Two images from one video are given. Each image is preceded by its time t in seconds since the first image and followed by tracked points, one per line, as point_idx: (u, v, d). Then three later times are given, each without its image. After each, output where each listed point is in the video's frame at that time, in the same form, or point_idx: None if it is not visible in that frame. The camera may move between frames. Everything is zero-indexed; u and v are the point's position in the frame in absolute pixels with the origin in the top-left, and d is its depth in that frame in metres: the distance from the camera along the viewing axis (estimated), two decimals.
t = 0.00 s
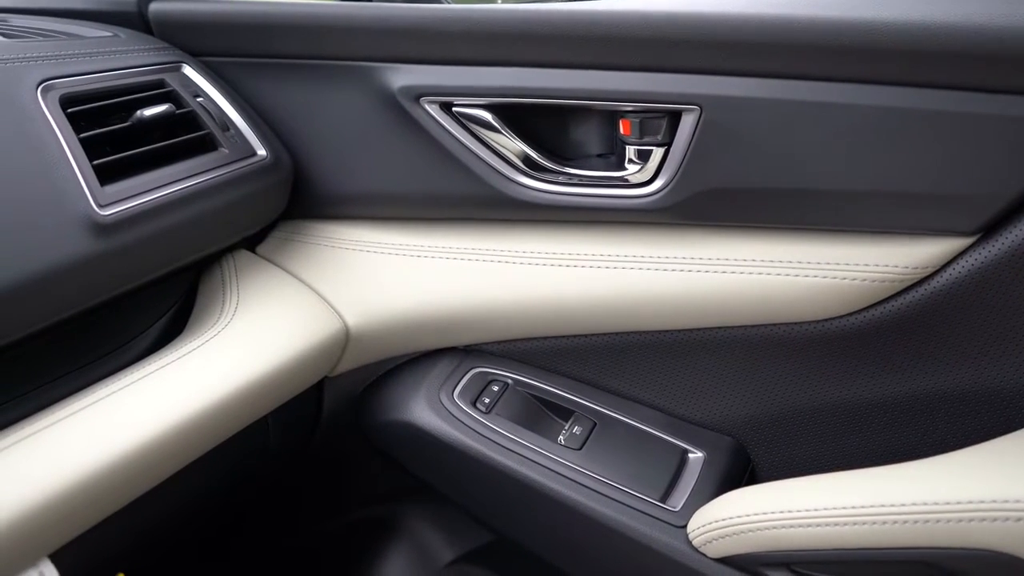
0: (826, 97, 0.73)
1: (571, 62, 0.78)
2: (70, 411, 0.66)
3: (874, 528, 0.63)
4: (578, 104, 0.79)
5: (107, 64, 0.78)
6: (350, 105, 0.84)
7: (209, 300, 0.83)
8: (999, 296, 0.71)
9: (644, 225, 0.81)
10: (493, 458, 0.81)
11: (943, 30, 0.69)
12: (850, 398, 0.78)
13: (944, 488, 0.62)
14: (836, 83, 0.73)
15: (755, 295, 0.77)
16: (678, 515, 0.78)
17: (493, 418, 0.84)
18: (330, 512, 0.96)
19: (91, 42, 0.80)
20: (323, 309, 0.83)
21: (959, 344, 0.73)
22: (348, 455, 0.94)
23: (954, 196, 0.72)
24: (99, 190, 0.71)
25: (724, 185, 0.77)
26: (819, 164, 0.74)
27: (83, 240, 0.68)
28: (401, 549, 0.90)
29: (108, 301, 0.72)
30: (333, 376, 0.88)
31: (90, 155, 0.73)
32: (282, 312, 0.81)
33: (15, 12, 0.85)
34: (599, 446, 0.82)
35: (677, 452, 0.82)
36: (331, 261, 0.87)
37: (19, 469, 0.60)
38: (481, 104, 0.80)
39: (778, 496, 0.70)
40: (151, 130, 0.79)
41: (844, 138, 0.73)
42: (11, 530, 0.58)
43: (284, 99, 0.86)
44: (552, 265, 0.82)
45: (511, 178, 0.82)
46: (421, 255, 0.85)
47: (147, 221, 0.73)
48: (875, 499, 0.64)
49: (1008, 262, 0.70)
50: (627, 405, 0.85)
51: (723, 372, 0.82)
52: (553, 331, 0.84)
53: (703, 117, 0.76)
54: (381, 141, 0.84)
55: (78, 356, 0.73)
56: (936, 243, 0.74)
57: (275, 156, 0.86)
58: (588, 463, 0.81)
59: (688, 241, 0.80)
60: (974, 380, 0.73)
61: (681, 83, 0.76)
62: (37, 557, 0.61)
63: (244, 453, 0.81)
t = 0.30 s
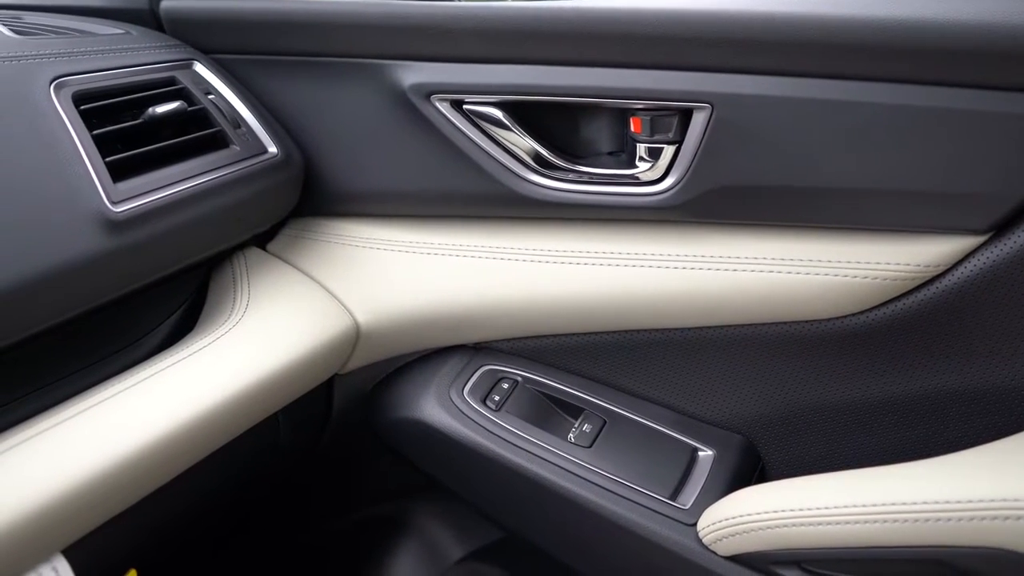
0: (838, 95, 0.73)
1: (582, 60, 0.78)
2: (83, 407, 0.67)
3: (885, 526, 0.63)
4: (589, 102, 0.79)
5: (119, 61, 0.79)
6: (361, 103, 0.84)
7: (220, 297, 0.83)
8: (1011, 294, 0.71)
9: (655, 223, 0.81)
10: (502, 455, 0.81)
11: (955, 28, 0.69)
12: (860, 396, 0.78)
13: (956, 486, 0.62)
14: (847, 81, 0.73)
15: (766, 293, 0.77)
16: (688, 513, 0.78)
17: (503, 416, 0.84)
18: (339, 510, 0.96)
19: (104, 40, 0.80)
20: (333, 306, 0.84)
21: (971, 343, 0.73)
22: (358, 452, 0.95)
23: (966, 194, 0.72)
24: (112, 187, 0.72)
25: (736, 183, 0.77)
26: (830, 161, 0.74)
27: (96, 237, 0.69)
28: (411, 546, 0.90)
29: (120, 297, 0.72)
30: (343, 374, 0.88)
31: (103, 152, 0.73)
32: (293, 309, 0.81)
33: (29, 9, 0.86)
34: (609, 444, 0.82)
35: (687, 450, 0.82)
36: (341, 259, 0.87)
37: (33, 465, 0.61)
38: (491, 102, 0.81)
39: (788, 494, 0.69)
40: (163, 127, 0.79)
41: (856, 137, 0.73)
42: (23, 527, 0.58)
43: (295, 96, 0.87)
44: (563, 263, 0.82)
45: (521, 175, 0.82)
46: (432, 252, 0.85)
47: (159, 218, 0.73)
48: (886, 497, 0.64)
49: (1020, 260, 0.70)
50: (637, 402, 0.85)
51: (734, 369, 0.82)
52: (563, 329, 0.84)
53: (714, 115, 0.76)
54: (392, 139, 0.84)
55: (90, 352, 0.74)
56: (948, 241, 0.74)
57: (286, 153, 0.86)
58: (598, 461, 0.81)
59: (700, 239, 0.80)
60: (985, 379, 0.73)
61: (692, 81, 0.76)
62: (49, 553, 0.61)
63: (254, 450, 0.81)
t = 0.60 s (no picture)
0: (849, 96, 0.73)
1: (594, 60, 0.78)
2: (96, 405, 0.67)
3: (896, 527, 0.63)
4: (600, 102, 0.79)
5: (132, 61, 0.79)
6: (372, 103, 0.84)
7: (231, 296, 0.83)
8: None
9: (666, 224, 0.81)
10: (513, 454, 0.82)
11: (967, 28, 0.69)
12: (871, 396, 0.78)
13: (968, 486, 0.62)
14: (858, 82, 0.73)
15: (777, 294, 0.77)
16: (698, 513, 0.78)
17: (513, 415, 0.84)
18: (349, 509, 0.96)
19: (116, 39, 0.81)
20: (344, 305, 0.84)
21: (982, 343, 0.73)
22: (367, 452, 0.95)
23: (979, 194, 0.72)
24: (125, 186, 0.72)
25: (747, 183, 0.77)
26: (842, 162, 0.74)
27: (110, 236, 0.69)
28: (420, 545, 0.90)
29: (133, 296, 0.72)
30: (353, 373, 0.88)
31: (116, 152, 0.73)
32: (304, 308, 0.81)
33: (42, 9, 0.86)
34: (620, 444, 0.82)
35: (698, 450, 0.82)
36: (352, 258, 0.88)
37: (46, 463, 0.61)
38: (502, 102, 0.81)
39: (798, 495, 0.69)
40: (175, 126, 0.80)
41: (868, 137, 0.73)
42: (38, 525, 0.58)
43: (306, 96, 0.87)
44: (574, 263, 0.82)
45: (532, 175, 0.82)
46: (442, 252, 0.85)
47: (172, 217, 0.74)
48: (899, 497, 0.64)
49: None
50: (648, 402, 0.85)
51: (744, 370, 0.82)
52: (574, 329, 0.84)
53: (725, 115, 0.76)
54: (403, 139, 0.84)
55: (103, 351, 0.74)
56: (961, 242, 0.73)
57: (297, 153, 0.86)
58: (608, 461, 0.81)
59: (711, 239, 0.80)
60: (997, 379, 0.73)
61: (704, 81, 0.76)
62: (63, 551, 0.61)
63: (265, 449, 0.82)
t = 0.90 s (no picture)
0: (861, 95, 0.73)
1: (605, 59, 0.78)
2: (107, 402, 0.67)
3: (907, 527, 0.63)
4: (611, 101, 0.79)
5: (144, 60, 0.80)
6: (382, 102, 0.84)
7: (242, 294, 0.83)
8: None
9: (677, 223, 0.81)
10: (522, 453, 0.82)
11: (980, 28, 0.69)
12: (882, 396, 0.78)
13: (982, 487, 0.61)
14: (870, 81, 0.73)
15: (789, 293, 0.77)
16: (708, 513, 0.77)
17: (522, 414, 0.84)
18: (357, 506, 0.97)
19: (128, 38, 0.81)
20: (354, 304, 0.84)
21: (994, 344, 0.73)
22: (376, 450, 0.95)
23: (992, 195, 0.72)
24: (137, 184, 0.72)
25: (758, 182, 0.77)
26: (854, 162, 0.74)
27: (121, 234, 0.69)
28: (429, 544, 0.90)
29: (145, 294, 0.73)
30: (363, 371, 0.88)
31: (128, 150, 0.74)
32: (314, 306, 0.82)
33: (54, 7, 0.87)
34: (629, 444, 0.82)
35: (707, 450, 0.82)
36: (362, 256, 0.88)
37: (58, 460, 0.61)
38: (513, 101, 0.81)
39: (808, 495, 0.69)
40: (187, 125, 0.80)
41: (880, 137, 0.73)
42: (50, 522, 0.59)
43: (317, 94, 0.87)
44: (585, 263, 0.82)
45: (543, 175, 0.82)
46: (452, 251, 0.85)
47: (184, 215, 0.74)
48: (911, 497, 0.64)
49: None
50: (657, 402, 0.85)
51: (754, 369, 0.82)
52: (584, 328, 0.84)
53: (737, 115, 0.76)
54: (413, 137, 0.84)
55: (114, 349, 0.74)
56: (974, 242, 0.73)
57: (308, 151, 0.86)
58: (618, 460, 0.81)
59: (721, 239, 0.80)
60: (1009, 380, 0.73)
61: (716, 81, 0.76)
62: (75, 547, 0.62)
63: (275, 448, 0.82)
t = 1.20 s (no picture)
0: (872, 96, 0.73)
1: (616, 59, 0.78)
2: (119, 401, 0.67)
3: (918, 528, 0.63)
4: (622, 101, 0.79)
5: (156, 59, 0.80)
6: (393, 101, 0.84)
7: (252, 294, 0.83)
8: None
9: (688, 224, 0.81)
10: (532, 453, 0.82)
11: (991, 28, 0.69)
12: (892, 397, 0.78)
13: (993, 488, 0.61)
14: (881, 82, 0.73)
15: (799, 294, 0.77)
16: (718, 513, 0.77)
17: (532, 414, 0.84)
18: (366, 505, 0.97)
19: (139, 37, 0.81)
20: (364, 303, 0.84)
21: (1005, 344, 0.73)
22: (385, 449, 0.95)
23: (1003, 195, 0.72)
24: (149, 183, 0.72)
25: (769, 183, 0.77)
26: (864, 162, 0.74)
27: (134, 233, 0.69)
28: (438, 543, 0.90)
29: (156, 293, 0.73)
30: (373, 371, 0.88)
31: (140, 149, 0.74)
32: (324, 306, 0.82)
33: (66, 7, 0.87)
34: (638, 444, 0.82)
35: (717, 451, 0.82)
36: (372, 256, 0.88)
37: (70, 458, 0.61)
38: (524, 101, 0.81)
39: (818, 495, 0.69)
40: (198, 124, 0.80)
41: (890, 138, 0.73)
42: (63, 521, 0.59)
43: (327, 94, 0.87)
44: (595, 263, 0.82)
45: (553, 175, 0.82)
46: (462, 250, 0.85)
47: (195, 214, 0.74)
48: (922, 498, 0.63)
49: None
50: (667, 402, 0.85)
51: (764, 369, 0.82)
52: (594, 328, 0.84)
53: (748, 115, 0.76)
54: (424, 137, 0.84)
55: (126, 347, 0.75)
56: (985, 243, 0.73)
57: (318, 151, 0.86)
58: (627, 460, 0.81)
59: (731, 239, 0.80)
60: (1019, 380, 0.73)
61: (726, 80, 0.76)
62: (87, 545, 0.62)
63: (286, 447, 0.82)
